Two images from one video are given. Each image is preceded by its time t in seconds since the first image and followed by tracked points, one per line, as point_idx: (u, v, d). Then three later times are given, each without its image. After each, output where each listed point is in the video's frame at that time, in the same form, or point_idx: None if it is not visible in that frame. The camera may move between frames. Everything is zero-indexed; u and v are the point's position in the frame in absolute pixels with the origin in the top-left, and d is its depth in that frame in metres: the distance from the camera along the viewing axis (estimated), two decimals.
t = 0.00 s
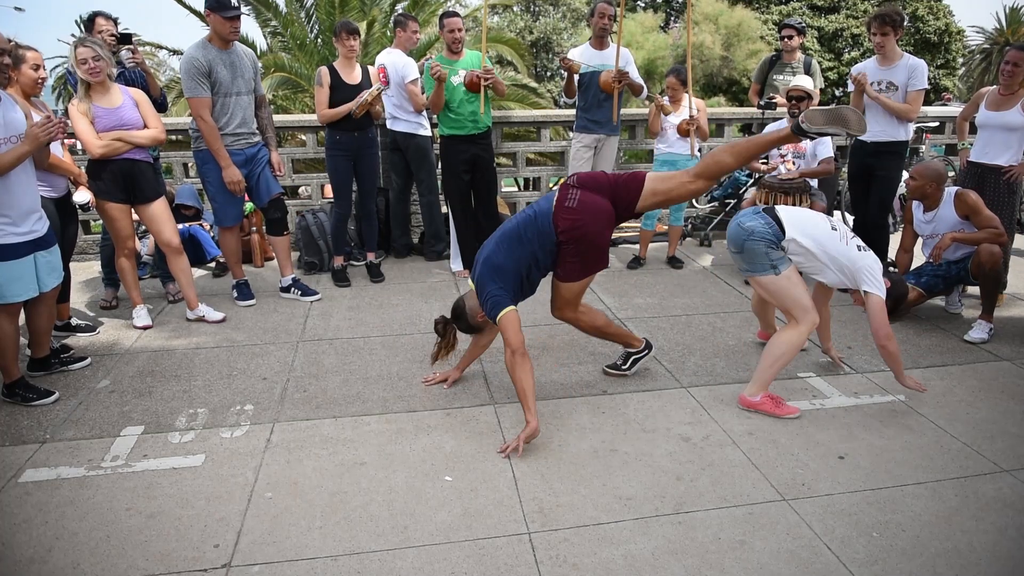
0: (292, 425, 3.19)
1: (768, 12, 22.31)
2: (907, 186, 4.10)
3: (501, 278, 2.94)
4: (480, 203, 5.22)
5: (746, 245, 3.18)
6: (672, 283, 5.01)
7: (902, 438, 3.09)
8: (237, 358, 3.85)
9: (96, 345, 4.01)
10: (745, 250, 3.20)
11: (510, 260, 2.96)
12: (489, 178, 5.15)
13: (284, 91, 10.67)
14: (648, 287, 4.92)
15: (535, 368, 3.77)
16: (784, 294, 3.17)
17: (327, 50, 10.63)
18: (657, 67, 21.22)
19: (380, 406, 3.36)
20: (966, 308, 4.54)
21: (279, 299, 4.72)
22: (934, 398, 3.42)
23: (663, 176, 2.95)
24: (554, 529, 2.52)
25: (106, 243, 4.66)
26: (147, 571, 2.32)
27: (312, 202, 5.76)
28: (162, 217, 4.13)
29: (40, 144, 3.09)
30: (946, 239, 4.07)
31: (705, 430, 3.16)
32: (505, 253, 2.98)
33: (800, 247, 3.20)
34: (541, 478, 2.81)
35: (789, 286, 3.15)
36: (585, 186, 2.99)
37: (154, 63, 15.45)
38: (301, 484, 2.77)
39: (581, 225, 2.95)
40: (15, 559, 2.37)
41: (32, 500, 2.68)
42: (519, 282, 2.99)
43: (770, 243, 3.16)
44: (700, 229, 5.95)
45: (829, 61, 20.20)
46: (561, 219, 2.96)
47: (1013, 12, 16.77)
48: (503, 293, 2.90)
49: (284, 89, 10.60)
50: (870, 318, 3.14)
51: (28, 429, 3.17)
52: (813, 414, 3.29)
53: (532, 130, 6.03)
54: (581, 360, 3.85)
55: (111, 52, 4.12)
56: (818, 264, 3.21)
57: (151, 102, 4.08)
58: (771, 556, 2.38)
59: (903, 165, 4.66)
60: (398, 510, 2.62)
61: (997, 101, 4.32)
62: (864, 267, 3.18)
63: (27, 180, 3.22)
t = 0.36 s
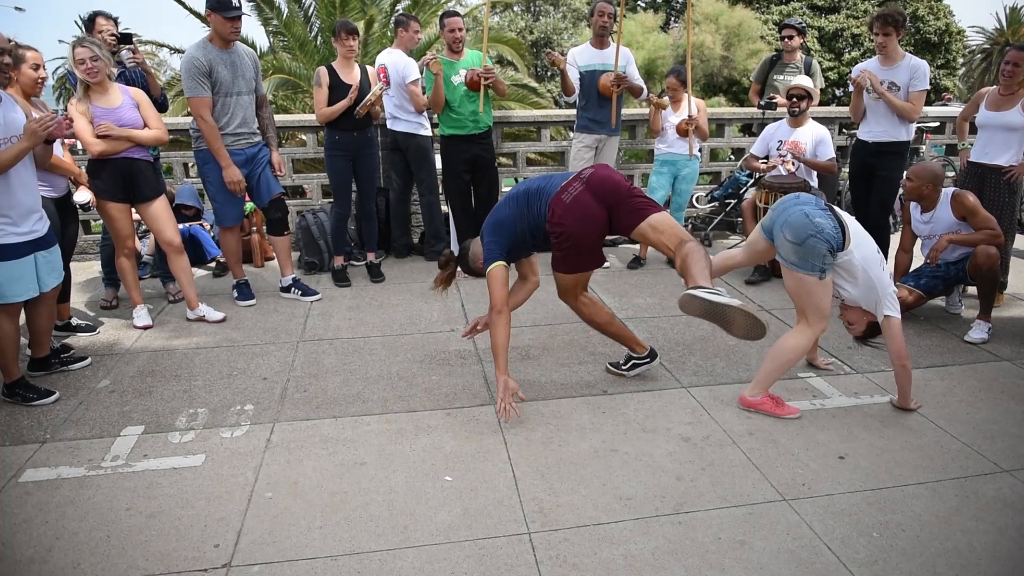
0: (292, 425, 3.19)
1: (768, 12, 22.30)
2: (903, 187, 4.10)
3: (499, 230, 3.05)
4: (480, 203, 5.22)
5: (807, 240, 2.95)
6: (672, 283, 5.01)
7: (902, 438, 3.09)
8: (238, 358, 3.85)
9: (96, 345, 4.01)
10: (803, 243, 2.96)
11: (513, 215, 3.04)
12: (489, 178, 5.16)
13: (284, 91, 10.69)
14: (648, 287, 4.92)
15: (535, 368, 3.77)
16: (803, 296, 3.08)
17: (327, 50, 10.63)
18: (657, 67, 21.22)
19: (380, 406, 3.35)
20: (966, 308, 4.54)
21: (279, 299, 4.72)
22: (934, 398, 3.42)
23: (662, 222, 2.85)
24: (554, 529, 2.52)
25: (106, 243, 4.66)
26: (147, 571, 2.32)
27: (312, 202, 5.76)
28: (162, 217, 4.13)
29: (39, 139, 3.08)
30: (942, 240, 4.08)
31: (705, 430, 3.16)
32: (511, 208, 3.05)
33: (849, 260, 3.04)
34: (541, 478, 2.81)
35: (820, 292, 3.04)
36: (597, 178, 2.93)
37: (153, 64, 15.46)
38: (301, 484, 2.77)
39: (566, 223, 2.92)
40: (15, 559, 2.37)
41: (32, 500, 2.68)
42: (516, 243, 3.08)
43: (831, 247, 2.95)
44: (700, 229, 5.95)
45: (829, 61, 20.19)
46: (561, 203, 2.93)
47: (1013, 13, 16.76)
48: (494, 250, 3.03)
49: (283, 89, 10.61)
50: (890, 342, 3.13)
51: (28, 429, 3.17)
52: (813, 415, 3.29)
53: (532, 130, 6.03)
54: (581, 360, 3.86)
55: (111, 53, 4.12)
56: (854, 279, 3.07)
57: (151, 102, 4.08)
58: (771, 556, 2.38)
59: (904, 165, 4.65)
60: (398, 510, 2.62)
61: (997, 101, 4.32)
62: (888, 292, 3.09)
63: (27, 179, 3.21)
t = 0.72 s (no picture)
0: (292, 425, 3.20)
1: (768, 12, 22.29)
2: (899, 187, 4.07)
3: (494, 198, 2.96)
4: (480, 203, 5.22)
5: (863, 258, 2.89)
6: (672, 283, 5.01)
7: (901, 438, 3.09)
8: (238, 358, 3.85)
9: (96, 345, 4.01)
10: (859, 260, 2.90)
11: (501, 195, 2.91)
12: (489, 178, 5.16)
13: (285, 92, 10.71)
14: (649, 287, 4.92)
15: (535, 368, 3.77)
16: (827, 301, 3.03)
17: (327, 50, 10.64)
18: (657, 67, 21.19)
19: (380, 406, 3.36)
20: (966, 308, 4.53)
21: (279, 299, 4.72)
22: (934, 398, 3.42)
23: (601, 280, 2.73)
24: (554, 529, 2.52)
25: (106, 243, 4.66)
26: (147, 571, 2.32)
27: (312, 202, 5.76)
28: (162, 217, 4.13)
29: (37, 136, 3.07)
30: (938, 242, 4.07)
31: (705, 430, 3.16)
32: (504, 183, 2.92)
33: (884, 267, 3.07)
34: (541, 478, 2.81)
35: (852, 306, 2.99)
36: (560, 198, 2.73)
37: (153, 65, 15.48)
38: (300, 484, 2.77)
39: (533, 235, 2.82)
40: (15, 559, 2.37)
41: (32, 500, 2.68)
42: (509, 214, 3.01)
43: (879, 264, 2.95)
44: (700, 229, 5.94)
45: (829, 61, 20.19)
46: (531, 212, 2.82)
47: (1013, 13, 16.75)
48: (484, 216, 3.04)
49: (283, 89, 10.61)
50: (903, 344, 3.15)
51: (28, 429, 3.17)
52: (813, 415, 3.29)
53: (532, 130, 6.03)
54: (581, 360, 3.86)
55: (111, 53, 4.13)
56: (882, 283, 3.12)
57: (151, 102, 4.08)
58: (771, 556, 2.39)
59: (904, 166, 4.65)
60: (398, 510, 2.62)
61: (997, 101, 4.32)
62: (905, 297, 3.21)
63: (26, 179, 3.21)
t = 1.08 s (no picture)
0: (292, 425, 3.19)
1: (768, 12, 22.29)
2: (895, 188, 3.88)
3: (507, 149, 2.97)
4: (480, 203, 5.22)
5: (886, 258, 2.90)
6: (672, 283, 5.01)
7: (901, 437, 3.09)
8: (237, 358, 3.85)
9: (96, 345, 4.01)
10: (882, 260, 2.90)
11: (491, 175, 2.94)
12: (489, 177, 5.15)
13: (285, 91, 10.71)
14: (649, 287, 4.92)
15: (535, 368, 3.77)
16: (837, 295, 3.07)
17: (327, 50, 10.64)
18: (657, 67, 21.14)
19: (380, 406, 3.35)
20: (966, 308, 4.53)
21: (279, 299, 4.72)
22: (934, 398, 3.42)
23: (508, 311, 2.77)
24: (554, 529, 2.52)
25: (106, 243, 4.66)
26: (147, 571, 2.32)
27: (312, 202, 5.76)
28: (163, 217, 4.13)
29: (39, 143, 3.09)
30: (936, 243, 4.05)
31: (705, 430, 3.16)
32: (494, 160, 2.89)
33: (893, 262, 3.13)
34: (541, 478, 2.81)
35: (875, 306, 2.99)
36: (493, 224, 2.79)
37: (153, 65, 15.49)
38: (300, 484, 2.77)
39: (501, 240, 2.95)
40: (15, 559, 2.37)
41: (32, 500, 2.68)
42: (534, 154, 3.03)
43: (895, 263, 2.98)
44: (700, 229, 5.94)
45: (829, 61, 20.18)
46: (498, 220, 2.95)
47: (1013, 13, 16.75)
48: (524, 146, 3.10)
49: (283, 89, 10.61)
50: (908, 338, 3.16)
51: (28, 429, 3.17)
52: (813, 415, 3.29)
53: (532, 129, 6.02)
54: (581, 360, 3.86)
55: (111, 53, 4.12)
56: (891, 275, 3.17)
57: (150, 102, 4.07)
58: (771, 556, 2.39)
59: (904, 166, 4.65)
60: (398, 510, 2.62)
61: (997, 101, 4.32)
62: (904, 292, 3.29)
63: (26, 180, 3.21)
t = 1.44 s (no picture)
0: (292, 425, 3.19)
1: (768, 12, 22.29)
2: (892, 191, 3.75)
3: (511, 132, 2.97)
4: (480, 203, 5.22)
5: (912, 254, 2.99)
6: (672, 283, 5.01)
7: (901, 438, 3.09)
8: (237, 358, 3.84)
9: (96, 345, 4.01)
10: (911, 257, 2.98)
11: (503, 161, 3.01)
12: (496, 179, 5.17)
13: (285, 91, 10.73)
14: (649, 287, 4.92)
15: (535, 368, 3.77)
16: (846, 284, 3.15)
17: (327, 50, 10.64)
18: (657, 67, 21.16)
19: (380, 406, 3.35)
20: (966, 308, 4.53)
21: (279, 299, 4.72)
22: (934, 398, 3.42)
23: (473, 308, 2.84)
24: (554, 529, 2.52)
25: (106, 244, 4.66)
26: (147, 570, 2.32)
27: (312, 202, 5.76)
28: (163, 217, 4.13)
29: (42, 150, 3.10)
30: (935, 244, 4.03)
31: (705, 430, 3.16)
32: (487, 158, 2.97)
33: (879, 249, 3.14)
34: (541, 478, 2.81)
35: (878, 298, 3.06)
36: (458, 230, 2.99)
37: (153, 65, 15.52)
38: (300, 484, 2.77)
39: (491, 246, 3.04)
40: (15, 559, 2.37)
41: (32, 500, 2.68)
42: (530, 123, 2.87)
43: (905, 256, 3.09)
44: (700, 229, 5.94)
45: (829, 61, 20.18)
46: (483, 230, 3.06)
47: (1013, 13, 16.76)
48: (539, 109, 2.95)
49: (283, 89, 10.61)
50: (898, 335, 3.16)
51: (28, 429, 3.17)
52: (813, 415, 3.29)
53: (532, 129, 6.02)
54: (581, 360, 3.86)
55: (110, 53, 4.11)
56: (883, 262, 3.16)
57: (150, 102, 4.07)
58: (772, 556, 2.39)
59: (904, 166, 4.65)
60: (398, 510, 2.62)
61: (997, 101, 4.31)
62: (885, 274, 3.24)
63: (26, 180, 3.21)
